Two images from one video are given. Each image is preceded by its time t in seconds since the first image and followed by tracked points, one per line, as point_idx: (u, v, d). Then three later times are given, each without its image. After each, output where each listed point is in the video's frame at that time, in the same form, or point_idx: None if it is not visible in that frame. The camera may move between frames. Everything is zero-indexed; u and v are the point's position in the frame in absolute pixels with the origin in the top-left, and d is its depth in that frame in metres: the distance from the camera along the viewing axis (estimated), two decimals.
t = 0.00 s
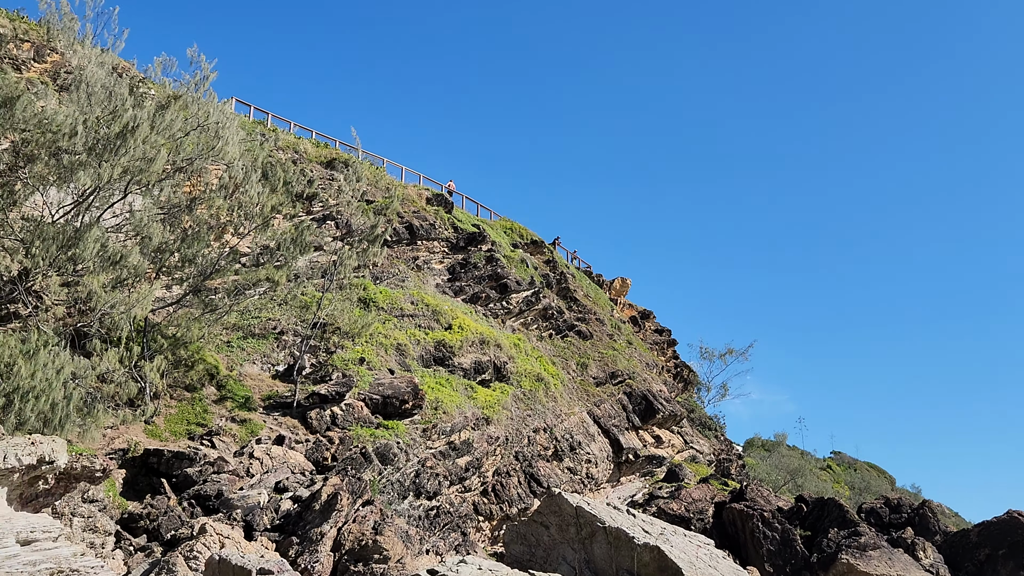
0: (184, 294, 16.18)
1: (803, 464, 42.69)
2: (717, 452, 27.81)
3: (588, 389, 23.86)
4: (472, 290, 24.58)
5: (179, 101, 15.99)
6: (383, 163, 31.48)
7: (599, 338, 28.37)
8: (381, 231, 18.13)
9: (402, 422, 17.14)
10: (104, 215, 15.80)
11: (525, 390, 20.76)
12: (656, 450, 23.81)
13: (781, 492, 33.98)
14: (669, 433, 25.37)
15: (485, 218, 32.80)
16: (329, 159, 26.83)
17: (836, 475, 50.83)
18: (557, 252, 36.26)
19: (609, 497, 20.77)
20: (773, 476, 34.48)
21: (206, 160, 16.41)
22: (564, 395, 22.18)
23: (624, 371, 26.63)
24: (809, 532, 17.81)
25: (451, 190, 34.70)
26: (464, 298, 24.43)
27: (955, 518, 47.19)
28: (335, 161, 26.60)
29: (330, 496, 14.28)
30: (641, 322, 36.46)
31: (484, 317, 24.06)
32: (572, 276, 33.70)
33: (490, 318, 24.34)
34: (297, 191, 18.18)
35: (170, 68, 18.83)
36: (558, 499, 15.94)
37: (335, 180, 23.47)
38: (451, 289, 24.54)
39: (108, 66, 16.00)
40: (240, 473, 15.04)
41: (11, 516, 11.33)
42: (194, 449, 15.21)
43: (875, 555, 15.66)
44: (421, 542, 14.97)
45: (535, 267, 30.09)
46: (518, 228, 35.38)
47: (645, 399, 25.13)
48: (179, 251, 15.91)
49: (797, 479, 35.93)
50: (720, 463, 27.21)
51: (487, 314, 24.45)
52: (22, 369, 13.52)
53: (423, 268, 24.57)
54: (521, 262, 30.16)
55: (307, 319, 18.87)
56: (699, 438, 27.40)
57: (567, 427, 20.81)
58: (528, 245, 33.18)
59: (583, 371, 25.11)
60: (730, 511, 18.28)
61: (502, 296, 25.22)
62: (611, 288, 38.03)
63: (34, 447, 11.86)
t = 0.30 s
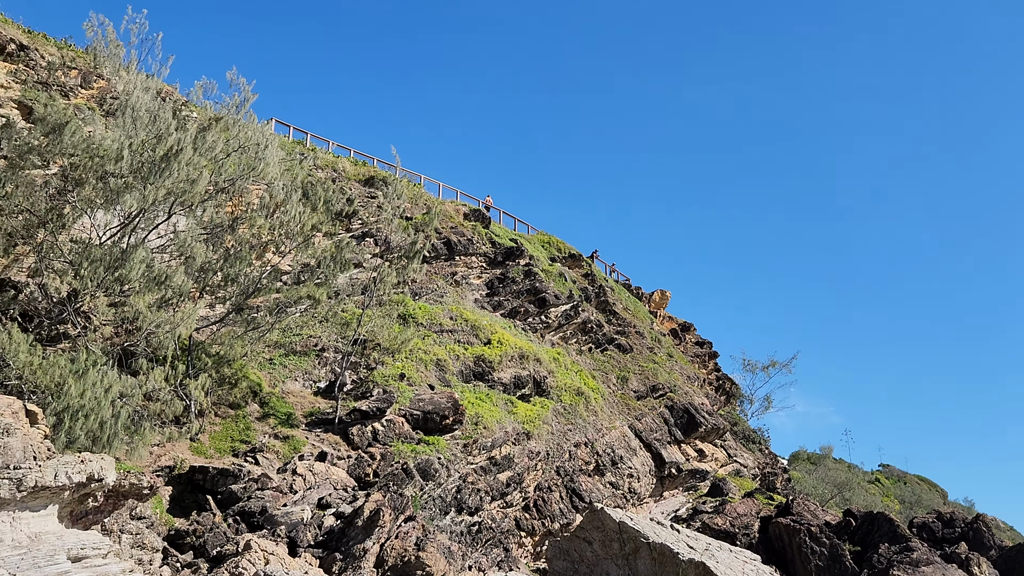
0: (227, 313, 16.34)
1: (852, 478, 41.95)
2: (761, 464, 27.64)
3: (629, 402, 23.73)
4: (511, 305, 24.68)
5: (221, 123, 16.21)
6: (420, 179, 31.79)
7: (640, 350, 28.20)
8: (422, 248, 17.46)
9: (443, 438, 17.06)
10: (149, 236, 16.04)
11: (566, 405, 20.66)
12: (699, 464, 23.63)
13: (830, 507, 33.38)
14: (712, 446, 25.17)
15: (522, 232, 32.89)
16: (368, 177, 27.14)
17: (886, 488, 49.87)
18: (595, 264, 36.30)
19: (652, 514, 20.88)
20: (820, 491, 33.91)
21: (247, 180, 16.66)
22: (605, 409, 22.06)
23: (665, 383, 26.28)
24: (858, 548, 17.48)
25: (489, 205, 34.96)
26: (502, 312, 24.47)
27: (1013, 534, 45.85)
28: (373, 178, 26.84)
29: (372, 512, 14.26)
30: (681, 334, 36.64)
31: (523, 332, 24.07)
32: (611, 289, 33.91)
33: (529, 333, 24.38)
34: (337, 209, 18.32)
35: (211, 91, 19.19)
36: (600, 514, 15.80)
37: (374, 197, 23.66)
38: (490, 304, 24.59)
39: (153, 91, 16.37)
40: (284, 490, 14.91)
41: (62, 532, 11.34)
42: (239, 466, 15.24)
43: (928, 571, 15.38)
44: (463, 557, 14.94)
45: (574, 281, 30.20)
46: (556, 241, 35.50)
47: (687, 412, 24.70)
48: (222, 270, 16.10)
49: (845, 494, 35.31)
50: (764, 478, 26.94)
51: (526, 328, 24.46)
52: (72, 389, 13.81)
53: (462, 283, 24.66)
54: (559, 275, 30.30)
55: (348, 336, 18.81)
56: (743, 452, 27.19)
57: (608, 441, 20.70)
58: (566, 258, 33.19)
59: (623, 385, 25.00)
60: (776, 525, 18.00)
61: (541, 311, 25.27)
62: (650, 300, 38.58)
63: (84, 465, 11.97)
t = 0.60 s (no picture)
0: (269, 329, 16.47)
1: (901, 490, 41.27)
2: (807, 479, 27.56)
3: (671, 415, 23.62)
4: (550, 318, 24.60)
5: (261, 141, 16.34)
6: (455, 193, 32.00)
7: (680, 362, 28.42)
8: (459, 262, 17.10)
9: (484, 452, 17.06)
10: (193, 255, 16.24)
11: (606, 417, 20.65)
12: (744, 477, 23.48)
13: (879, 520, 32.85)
14: (756, 459, 24.71)
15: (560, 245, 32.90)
16: (405, 192, 27.32)
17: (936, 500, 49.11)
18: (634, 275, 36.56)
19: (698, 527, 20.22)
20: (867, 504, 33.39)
21: (287, 199, 16.89)
22: (645, 421, 22.04)
23: (706, 395, 26.48)
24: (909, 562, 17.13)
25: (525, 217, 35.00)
26: (541, 325, 24.48)
27: None
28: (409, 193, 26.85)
29: (415, 526, 14.15)
30: (722, 344, 37.09)
31: (563, 344, 24.07)
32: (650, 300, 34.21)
33: (569, 345, 24.37)
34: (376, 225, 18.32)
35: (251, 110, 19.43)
36: (644, 528, 15.64)
37: (412, 212, 23.78)
38: (529, 317, 24.60)
39: (195, 112, 16.68)
40: (327, 505, 15.04)
41: (112, 547, 11.40)
42: (282, 481, 15.33)
43: None
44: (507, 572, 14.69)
45: (612, 292, 30.25)
46: (594, 253, 35.56)
47: (730, 424, 24.50)
48: (264, 288, 16.30)
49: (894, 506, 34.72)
50: (811, 489, 26.65)
51: (565, 341, 24.47)
52: (120, 406, 13.97)
53: (500, 296, 24.76)
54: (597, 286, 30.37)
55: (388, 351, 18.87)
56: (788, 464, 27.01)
57: (650, 454, 20.49)
58: (604, 270, 33.15)
59: (664, 398, 25.01)
60: (824, 538, 17.71)
61: (580, 323, 25.27)
62: (690, 312, 39.01)
63: (132, 481, 11.79)
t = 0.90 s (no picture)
0: (310, 345, 16.76)
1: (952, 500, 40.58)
2: (854, 488, 27.34)
3: (713, 426, 23.33)
4: (589, 329, 24.66)
5: (299, 159, 16.68)
6: (491, 207, 32.16)
7: (721, 373, 28.24)
8: (500, 276, 17.09)
9: (524, 465, 16.90)
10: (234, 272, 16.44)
11: (648, 429, 20.39)
12: (790, 488, 23.28)
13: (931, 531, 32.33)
14: (802, 470, 24.48)
15: (597, 257, 32.90)
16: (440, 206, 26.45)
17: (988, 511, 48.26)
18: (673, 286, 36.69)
19: (742, 540, 20.32)
20: (916, 515, 32.88)
21: (325, 215, 17.00)
22: (688, 432, 21.76)
23: (749, 406, 26.23)
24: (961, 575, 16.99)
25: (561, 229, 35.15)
26: (580, 337, 24.46)
27: None
28: (445, 207, 25.97)
29: (457, 540, 13.87)
30: (764, 354, 37.49)
31: (602, 356, 24.09)
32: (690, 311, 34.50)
33: (608, 356, 24.24)
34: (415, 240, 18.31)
35: (291, 129, 19.70)
36: (689, 540, 15.56)
37: (450, 227, 23.87)
38: (567, 328, 24.50)
39: (236, 133, 16.98)
40: (369, 519, 14.86)
41: (159, 562, 11.61)
42: (324, 495, 15.31)
43: None
44: None
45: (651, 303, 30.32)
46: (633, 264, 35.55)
47: (773, 434, 24.31)
48: (304, 303, 16.47)
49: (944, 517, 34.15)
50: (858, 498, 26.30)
51: (605, 352, 24.46)
52: (165, 422, 14.23)
53: (538, 308, 24.82)
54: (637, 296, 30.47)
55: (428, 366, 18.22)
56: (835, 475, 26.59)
57: (693, 465, 20.32)
58: (643, 280, 33.14)
59: (706, 408, 24.79)
60: (875, 550, 17.48)
61: (620, 335, 25.18)
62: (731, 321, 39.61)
63: (179, 496, 11.80)
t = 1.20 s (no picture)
0: (351, 360, 16.91)
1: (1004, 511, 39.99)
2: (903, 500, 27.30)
3: (757, 436, 23.14)
4: (628, 340, 24.74)
5: (337, 177, 16.86)
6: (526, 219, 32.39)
7: (764, 383, 28.25)
8: (539, 290, 16.91)
9: (566, 478, 16.87)
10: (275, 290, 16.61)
11: (690, 440, 20.17)
12: (837, 499, 23.09)
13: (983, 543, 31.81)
14: (848, 480, 24.54)
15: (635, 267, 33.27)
16: (478, 220, 27.64)
17: None
18: (713, 296, 36.65)
19: (788, 552, 20.21)
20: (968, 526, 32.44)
21: (363, 231, 17.09)
22: (731, 443, 21.56)
23: (794, 416, 26.01)
24: None
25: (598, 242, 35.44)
26: (620, 348, 24.40)
27: None
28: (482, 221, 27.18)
29: (500, 554, 13.88)
30: (808, 362, 37.52)
31: (643, 367, 24.05)
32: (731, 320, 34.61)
33: (649, 367, 24.26)
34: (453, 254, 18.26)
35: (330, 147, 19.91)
36: (735, 554, 15.54)
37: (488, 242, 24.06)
38: (607, 340, 24.56)
39: (274, 151, 17.24)
40: (411, 533, 14.78)
41: None
42: (367, 511, 15.18)
43: None
44: None
45: (691, 313, 30.28)
46: (671, 274, 35.56)
47: (818, 445, 24.02)
48: (344, 319, 16.61)
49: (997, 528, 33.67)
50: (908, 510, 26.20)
51: (645, 363, 24.41)
52: (208, 437, 14.39)
53: (577, 320, 24.64)
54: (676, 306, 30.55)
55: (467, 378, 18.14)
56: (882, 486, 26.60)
57: (737, 477, 20.17)
58: (682, 291, 33.12)
59: (749, 418, 24.55)
60: (926, 563, 17.44)
61: (659, 345, 25.14)
62: (773, 330, 39.75)
63: (224, 512, 11.91)
